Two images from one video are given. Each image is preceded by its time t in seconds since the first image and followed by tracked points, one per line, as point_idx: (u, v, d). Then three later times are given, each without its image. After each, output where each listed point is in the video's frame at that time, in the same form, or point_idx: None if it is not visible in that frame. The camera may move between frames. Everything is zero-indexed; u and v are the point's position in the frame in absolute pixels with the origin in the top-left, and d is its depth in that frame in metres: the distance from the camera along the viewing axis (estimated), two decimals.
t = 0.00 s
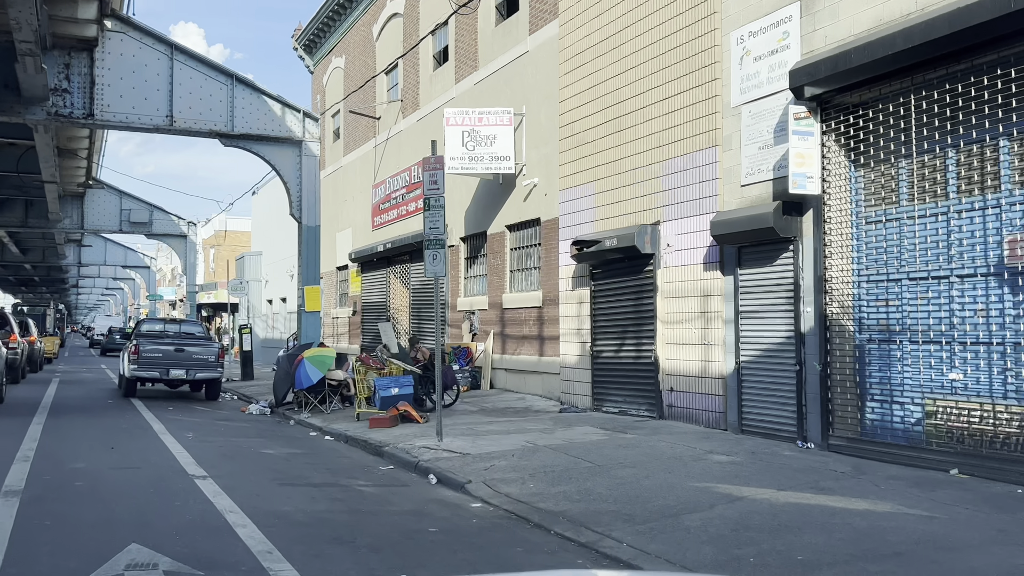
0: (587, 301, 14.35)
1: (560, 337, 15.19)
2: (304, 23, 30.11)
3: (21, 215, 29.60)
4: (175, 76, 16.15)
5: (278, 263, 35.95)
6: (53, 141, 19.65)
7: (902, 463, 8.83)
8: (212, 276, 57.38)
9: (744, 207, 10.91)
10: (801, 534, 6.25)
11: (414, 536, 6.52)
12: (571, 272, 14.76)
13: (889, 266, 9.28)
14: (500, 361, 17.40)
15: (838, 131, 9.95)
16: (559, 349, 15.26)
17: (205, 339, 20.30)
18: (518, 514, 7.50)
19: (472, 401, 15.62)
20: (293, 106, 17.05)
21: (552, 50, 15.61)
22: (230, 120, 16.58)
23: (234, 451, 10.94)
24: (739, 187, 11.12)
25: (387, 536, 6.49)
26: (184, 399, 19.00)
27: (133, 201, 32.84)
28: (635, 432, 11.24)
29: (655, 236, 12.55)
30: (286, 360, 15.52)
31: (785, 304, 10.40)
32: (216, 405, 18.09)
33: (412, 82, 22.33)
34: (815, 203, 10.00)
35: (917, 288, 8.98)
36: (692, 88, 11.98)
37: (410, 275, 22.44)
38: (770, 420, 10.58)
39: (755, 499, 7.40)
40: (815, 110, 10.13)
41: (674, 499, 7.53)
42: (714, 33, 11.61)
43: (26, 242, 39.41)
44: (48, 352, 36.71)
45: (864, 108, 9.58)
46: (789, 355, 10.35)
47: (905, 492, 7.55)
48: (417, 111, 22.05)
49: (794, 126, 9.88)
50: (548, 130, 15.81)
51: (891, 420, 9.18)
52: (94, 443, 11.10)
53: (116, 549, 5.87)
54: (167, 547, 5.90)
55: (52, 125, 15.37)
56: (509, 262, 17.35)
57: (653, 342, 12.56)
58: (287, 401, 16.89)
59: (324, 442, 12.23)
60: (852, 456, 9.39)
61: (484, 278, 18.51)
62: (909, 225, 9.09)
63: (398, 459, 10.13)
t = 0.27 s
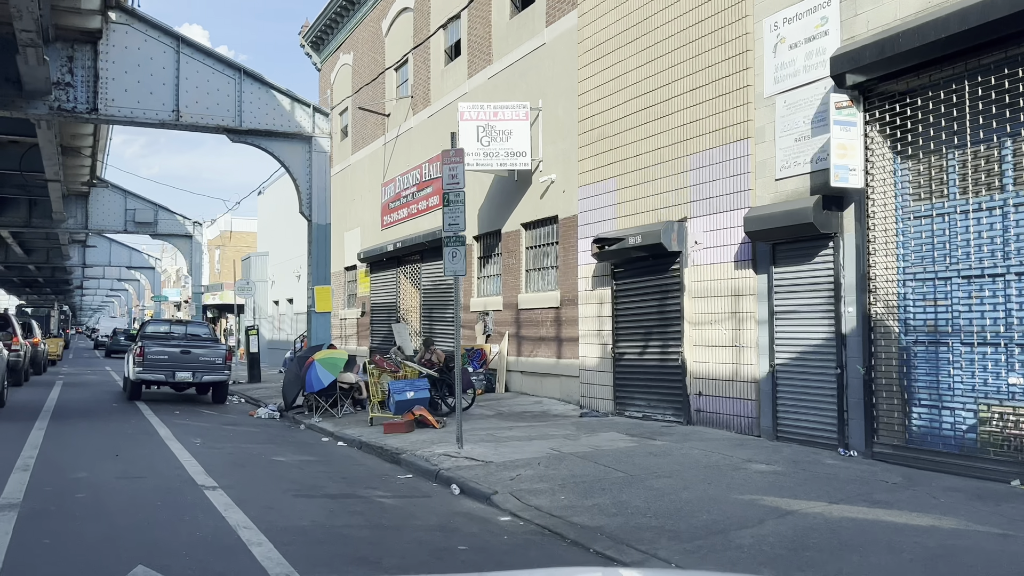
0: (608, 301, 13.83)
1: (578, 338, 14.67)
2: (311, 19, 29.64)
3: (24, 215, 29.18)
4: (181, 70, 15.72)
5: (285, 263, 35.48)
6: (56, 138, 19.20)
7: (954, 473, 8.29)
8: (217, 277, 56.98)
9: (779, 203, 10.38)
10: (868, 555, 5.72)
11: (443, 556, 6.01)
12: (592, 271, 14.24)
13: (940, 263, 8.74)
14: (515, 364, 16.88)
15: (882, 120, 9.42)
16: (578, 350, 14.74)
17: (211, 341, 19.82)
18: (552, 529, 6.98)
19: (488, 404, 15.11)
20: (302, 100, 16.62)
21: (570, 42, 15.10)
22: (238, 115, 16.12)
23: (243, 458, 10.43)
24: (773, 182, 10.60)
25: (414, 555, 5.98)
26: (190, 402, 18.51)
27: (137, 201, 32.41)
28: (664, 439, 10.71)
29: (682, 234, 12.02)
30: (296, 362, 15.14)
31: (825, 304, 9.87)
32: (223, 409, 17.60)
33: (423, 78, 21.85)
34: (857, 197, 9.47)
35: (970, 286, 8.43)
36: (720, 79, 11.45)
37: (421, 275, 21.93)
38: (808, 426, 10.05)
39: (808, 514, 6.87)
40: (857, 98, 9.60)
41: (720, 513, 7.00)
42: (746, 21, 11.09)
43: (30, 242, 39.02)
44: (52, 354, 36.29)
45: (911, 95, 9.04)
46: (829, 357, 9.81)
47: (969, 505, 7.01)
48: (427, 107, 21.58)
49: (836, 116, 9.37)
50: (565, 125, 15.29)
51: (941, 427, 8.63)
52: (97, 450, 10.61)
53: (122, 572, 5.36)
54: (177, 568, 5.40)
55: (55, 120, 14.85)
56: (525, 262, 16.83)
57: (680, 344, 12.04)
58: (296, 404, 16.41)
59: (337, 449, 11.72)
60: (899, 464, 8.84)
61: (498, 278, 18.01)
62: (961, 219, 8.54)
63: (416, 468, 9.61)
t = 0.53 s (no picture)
0: (628, 301, 13.32)
1: (596, 340, 14.16)
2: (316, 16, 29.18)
3: (26, 215, 28.77)
4: (186, 64, 15.17)
5: (289, 264, 35.02)
6: (57, 135, 18.73)
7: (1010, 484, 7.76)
8: (221, 278, 56.56)
9: (814, 197, 9.89)
10: None
11: None
12: (611, 270, 13.74)
13: (992, 260, 8.22)
14: (529, 366, 16.37)
15: (927, 109, 8.90)
16: (596, 352, 14.23)
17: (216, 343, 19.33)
18: (587, 545, 6.48)
19: (502, 409, 14.61)
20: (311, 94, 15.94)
21: (588, 33, 14.59)
22: (244, 110, 15.54)
23: (251, 466, 9.94)
24: (807, 176, 10.10)
25: None
26: (194, 406, 18.02)
27: (141, 201, 31.74)
28: (693, 446, 10.20)
29: (709, 231, 11.51)
30: (304, 365, 14.68)
31: (865, 304, 9.36)
32: (228, 412, 17.12)
33: (432, 74, 21.38)
34: (902, 190, 8.96)
35: None
36: (750, 68, 10.95)
37: (430, 275, 21.44)
38: (846, 433, 9.54)
39: (863, 530, 6.37)
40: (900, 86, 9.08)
41: (767, 529, 6.50)
42: (777, 7, 10.59)
43: (32, 243, 38.63)
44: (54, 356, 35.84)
45: (959, 82, 8.52)
46: (869, 360, 9.30)
47: None
48: (437, 103, 21.09)
49: (879, 104, 8.89)
50: (581, 120, 14.78)
51: (993, 434, 8.10)
52: (99, 458, 10.13)
53: None
54: None
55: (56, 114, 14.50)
56: (539, 261, 16.33)
57: (706, 346, 11.53)
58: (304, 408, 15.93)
59: (348, 455, 11.22)
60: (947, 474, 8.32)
61: (510, 278, 17.51)
62: (1015, 213, 8.02)
63: (434, 476, 9.11)
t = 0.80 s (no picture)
0: (649, 302, 12.83)
1: (615, 342, 13.66)
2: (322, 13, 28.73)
3: (27, 214, 28.34)
4: (190, 57, 14.74)
5: (294, 264, 34.55)
6: (58, 131, 18.24)
7: None
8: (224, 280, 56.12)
9: (852, 192, 9.40)
10: None
11: None
12: (630, 269, 13.24)
13: None
14: (543, 369, 15.86)
15: (978, 97, 8.39)
16: (614, 355, 13.73)
17: (220, 344, 18.85)
18: (626, 564, 5.98)
19: (517, 413, 14.11)
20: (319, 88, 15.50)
21: (606, 24, 14.10)
22: (251, 105, 15.09)
23: (259, 475, 9.45)
24: (843, 170, 9.62)
25: None
26: (198, 409, 17.53)
27: (143, 201, 31.32)
28: (724, 454, 9.70)
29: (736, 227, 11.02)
30: (312, 369, 14.19)
31: (908, 304, 8.86)
32: (233, 416, 16.63)
33: (441, 70, 20.92)
34: (950, 182, 8.47)
35: None
36: (780, 57, 10.46)
37: (439, 276, 20.94)
38: (888, 440, 9.04)
39: (927, 549, 5.86)
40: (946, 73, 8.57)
41: (822, 547, 6.00)
42: None
43: (33, 244, 38.21)
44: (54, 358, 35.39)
45: (1013, 68, 8.01)
46: (913, 363, 8.81)
47: None
48: (446, 99, 20.62)
49: (924, 93, 8.42)
50: (598, 114, 14.29)
51: None
52: (100, 466, 9.65)
53: None
54: None
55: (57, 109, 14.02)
56: (554, 261, 15.83)
57: (734, 348, 11.04)
58: (311, 412, 15.43)
59: (360, 462, 10.73)
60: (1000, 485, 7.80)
61: (523, 278, 17.03)
62: None
63: (454, 486, 8.61)
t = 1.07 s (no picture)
0: (670, 303, 12.37)
1: (634, 344, 13.19)
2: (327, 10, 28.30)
3: (27, 214, 27.93)
4: (194, 50, 14.29)
5: (297, 265, 34.13)
6: (59, 128, 17.77)
7: None
8: (227, 281, 55.69)
9: (892, 186, 8.94)
10: None
11: None
12: (650, 269, 12.78)
13: None
14: (558, 372, 15.39)
15: None
16: (633, 358, 13.26)
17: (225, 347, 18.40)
18: None
19: (532, 418, 13.64)
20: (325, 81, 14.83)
21: (624, 16, 13.64)
22: (257, 100, 14.58)
23: (267, 484, 8.99)
24: (881, 164, 9.15)
25: None
26: (201, 414, 17.07)
27: (146, 201, 30.90)
28: (755, 462, 9.23)
29: (765, 225, 10.56)
30: (320, 372, 13.73)
31: (954, 305, 8.39)
32: (238, 421, 16.18)
33: (450, 66, 20.46)
34: (1000, 175, 8.01)
35: None
36: (811, 47, 9.99)
37: (447, 276, 20.48)
38: (931, 448, 8.56)
39: (999, 570, 5.38)
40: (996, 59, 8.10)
41: (882, 568, 5.52)
42: None
43: (34, 244, 37.79)
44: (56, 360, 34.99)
45: None
46: (959, 367, 8.34)
47: None
48: (455, 96, 20.17)
49: (973, 80, 7.96)
50: (616, 109, 13.82)
51: None
52: (100, 475, 9.18)
53: None
54: None
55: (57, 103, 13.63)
56: (568, 261, 15.36)
57: (762, 351, 10.57)
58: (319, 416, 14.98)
59: (372, 470, 10.27)
60: None
61: (535, 279, 16.58)
62: None
63: (474, 497, 8.14)
